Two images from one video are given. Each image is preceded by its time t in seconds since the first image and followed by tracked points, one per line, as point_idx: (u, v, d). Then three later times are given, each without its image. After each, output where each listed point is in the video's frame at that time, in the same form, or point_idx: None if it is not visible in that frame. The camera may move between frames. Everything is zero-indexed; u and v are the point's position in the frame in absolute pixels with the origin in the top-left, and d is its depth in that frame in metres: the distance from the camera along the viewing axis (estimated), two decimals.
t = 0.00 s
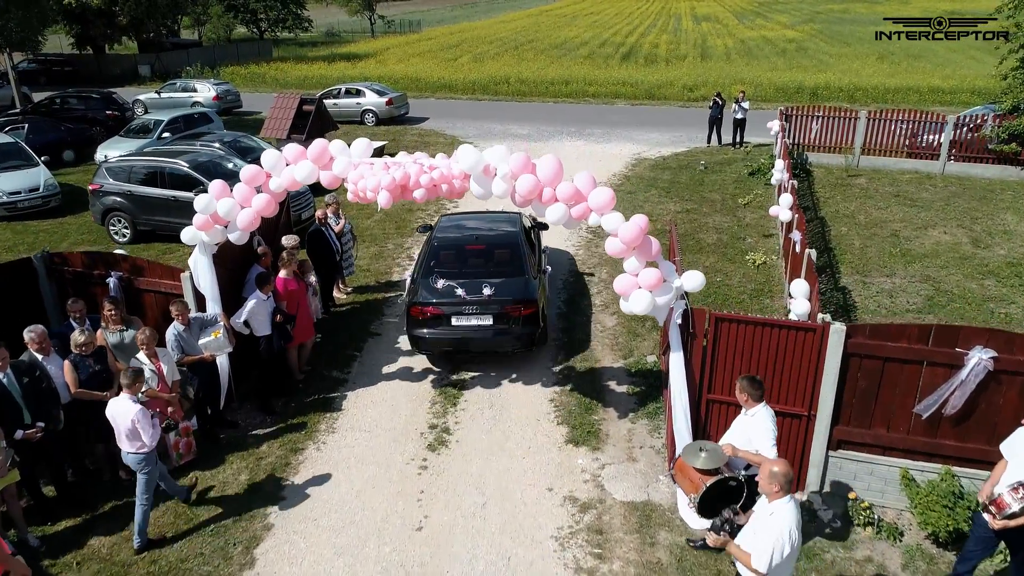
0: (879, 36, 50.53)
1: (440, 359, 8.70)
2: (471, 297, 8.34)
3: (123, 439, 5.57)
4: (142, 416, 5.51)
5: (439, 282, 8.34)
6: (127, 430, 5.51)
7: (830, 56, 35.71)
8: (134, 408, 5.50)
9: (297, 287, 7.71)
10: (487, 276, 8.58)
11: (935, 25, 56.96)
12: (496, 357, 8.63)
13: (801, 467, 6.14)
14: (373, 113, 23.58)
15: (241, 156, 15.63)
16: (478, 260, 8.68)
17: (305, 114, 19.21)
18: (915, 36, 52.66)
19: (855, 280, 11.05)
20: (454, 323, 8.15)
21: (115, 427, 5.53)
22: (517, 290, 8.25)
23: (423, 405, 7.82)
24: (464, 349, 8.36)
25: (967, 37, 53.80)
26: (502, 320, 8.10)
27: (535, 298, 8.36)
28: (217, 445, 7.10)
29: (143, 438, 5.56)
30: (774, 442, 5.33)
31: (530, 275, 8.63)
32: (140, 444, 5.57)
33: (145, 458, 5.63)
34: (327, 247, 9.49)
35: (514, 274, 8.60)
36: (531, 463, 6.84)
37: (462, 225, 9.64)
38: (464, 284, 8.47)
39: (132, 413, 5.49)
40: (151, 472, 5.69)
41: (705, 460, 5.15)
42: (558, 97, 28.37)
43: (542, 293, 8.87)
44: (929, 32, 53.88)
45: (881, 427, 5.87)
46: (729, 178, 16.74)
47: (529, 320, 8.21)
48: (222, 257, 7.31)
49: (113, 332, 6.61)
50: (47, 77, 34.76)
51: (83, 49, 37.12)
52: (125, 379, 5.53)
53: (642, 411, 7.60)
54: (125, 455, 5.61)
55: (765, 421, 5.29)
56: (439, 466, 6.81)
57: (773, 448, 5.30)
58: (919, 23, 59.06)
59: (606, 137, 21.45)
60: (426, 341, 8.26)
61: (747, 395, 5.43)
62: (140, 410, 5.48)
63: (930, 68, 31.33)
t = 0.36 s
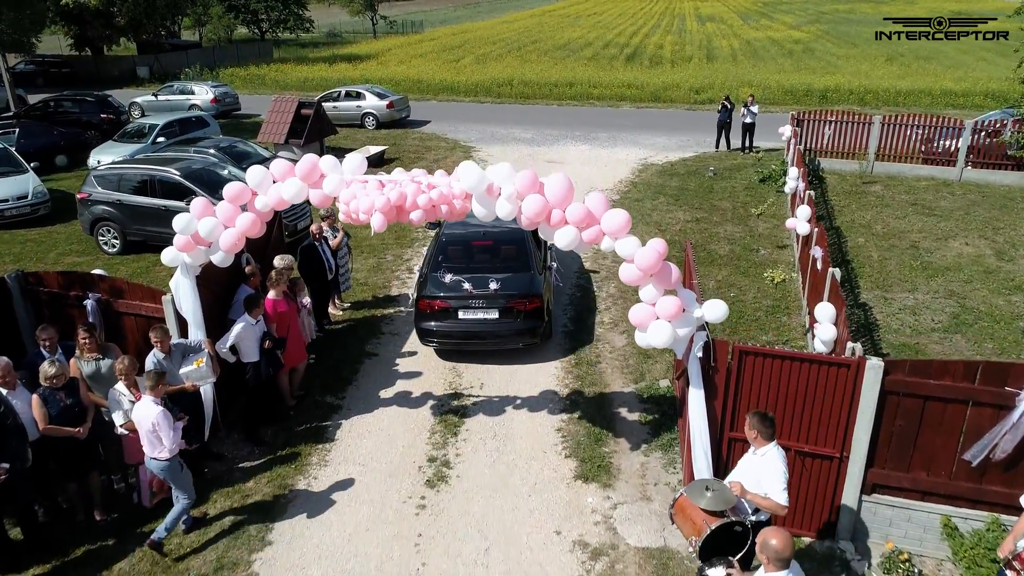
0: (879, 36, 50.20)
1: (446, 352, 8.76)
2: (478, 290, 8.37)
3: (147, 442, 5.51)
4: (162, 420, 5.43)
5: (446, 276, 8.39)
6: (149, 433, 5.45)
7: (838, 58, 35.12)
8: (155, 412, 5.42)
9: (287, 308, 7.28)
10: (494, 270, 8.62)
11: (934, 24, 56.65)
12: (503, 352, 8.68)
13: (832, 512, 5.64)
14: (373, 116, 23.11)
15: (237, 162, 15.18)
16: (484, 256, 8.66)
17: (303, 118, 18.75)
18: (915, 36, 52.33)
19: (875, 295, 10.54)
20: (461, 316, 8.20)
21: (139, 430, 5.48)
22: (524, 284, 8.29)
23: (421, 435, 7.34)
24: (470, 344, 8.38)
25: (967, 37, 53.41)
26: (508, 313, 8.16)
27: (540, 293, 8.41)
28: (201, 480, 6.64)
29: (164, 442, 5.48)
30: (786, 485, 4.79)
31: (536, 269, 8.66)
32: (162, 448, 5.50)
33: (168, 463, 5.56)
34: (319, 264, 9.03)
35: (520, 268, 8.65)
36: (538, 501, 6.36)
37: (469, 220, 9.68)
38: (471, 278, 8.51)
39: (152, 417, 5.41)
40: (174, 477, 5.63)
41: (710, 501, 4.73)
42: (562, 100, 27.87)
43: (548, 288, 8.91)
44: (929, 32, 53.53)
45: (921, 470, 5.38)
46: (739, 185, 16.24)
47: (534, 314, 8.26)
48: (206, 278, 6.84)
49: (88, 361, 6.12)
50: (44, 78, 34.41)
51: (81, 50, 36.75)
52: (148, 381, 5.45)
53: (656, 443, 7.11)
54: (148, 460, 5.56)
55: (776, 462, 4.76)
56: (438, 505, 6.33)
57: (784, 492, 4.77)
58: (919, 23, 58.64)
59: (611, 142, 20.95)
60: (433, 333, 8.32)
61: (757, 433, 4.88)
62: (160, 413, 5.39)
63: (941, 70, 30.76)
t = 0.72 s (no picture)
0: (882, 36, 49.90)
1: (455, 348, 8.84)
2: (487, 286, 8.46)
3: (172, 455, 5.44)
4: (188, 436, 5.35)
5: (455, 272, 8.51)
6: (174, 447, 5.38)
7: (848, 60, 34.53)
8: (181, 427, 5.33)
9: (279, 332, 6.81)
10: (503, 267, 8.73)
11: (934, 25, 56.36)
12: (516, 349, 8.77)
13: (872, 566, 5.13)
14: (376, 120, 22.66)
15: (235, 169, 14.74)
16: (493, 254, 8.77)
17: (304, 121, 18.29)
18: (917, 36, 51.95)
19: (901, 312, 10.01)
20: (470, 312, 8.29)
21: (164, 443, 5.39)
22: (531, 280, 8.39)
23: (422, 469, 6.86)
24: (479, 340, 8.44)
25: (969, 36, 53.02)
26: (516, 309, 8.27)
27: (548, 290, 8.51)
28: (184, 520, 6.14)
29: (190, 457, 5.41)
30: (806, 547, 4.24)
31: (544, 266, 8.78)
32: (188, 462, 5.43)
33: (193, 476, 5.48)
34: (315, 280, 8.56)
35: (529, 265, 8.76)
36: (547, 547, 5.86)
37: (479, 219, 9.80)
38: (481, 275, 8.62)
39: (178, 433, 5.31)
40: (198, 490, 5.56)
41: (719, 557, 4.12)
42: (569, 102, 27.38)
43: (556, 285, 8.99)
44: (930, 32, 53.17)
45: (972, 523, 4.86)
46: (752, 192, 15.72)
47: (542, 311, 8.34)
48: (191, 301, 6.36)
49: (61, 394, 5.63)
50: (44, 79, 34.08)
51: (82, 50, 36.41)
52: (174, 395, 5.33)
53: (674, 479, 6.61)
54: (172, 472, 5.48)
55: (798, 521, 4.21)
56: (440, 550, 5.85)
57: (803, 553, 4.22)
58: (918, 23, 58.25)
59: (620, 146, 20.44)
60: (442, 329, 8.42)
61: (778, 486, 4.31)
62: (187, 429, 5.30)
63: (955, 72, 30.17)
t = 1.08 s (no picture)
0: (889, 37, 49.50)
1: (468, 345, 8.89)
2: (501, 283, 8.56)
3: (212, 463, 5.35)
4: (230, 441, 5.29)
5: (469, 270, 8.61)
6: (217, 454, 5.31)
7: (867, 62, 33.78)
8: (222, 432, 5.26)
9: (273, 358, 6.36)
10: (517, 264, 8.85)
11: (937, 25, 56.18)
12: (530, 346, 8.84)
13: None
14: (384, 122, 22.24)
15: (238, 174, 14.33)
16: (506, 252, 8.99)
17: (310, 125, 17.88)
18: (921, 36, 51.78)
19: (935, 332, 9.45)
20: (484, 306, 8.37)
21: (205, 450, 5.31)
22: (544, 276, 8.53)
23: (426, 506, 6.38)
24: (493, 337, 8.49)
25: (969, 37, 52.49)
26: (528, 305, 8.37)
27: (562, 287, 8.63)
28: (168, 564, 5.60)
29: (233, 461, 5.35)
30: None
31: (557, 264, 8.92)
32: (231, 467, 5.36)
33: (232, 483, 5.40)
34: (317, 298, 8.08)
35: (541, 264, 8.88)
36: None
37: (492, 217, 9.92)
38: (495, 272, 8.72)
39: (221, 438, 5.24)
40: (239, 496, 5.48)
41: None
42: (581, 105, 26.88)
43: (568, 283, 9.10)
44: (934, 32, 52.85)
45: None
46: (772, 200, 15.17)
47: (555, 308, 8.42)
48: (178, 326, 5.92)
49: (33, 430, 5.18)
50: (52, 80, 33.98)
51: (91, 51, 36.28)
52: (210, 402, 5.25)
53: (697, 521, 6.10)
54: (212, 481, 5.38)
55: None
56: None
57: None
58: (918, 22, 58.01)
59: (633, 150, 19.91)
60: (455, 325, 8.48)
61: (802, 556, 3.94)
62: (230, 434, 5.23)
63: (976, 74, 29.45)
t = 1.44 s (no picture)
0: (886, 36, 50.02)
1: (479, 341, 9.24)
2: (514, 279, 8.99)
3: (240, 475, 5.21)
4: (255, 455, 5.12)
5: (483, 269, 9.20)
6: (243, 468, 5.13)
7: (883, 63, 33.12)
8: (247, 447, 5.10)
9: (260, 389, 5.89)
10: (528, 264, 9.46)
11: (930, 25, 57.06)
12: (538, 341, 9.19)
13: None
14: (391, 126, 21.79)
15: (239, 181, 13.90)
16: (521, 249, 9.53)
17: (314, 128, 17.44)
18: (917, 36, 52.41)
19: (970, 355, 8.87)
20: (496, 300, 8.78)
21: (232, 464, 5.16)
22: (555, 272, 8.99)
23: (425, 549, 5.89)
24: (504, 334, 8.65)
25: (967, 37, 54.25)
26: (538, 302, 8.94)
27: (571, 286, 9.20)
28: None
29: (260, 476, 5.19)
30: None
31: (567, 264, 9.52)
32: (257, 482, 5.19)
33: (261, 495, 5.26)
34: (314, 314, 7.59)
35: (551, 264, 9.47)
36: None
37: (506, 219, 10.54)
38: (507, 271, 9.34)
39: (246, 454, 5.08)
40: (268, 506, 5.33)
41: None
42: (592, 107, 26.35)
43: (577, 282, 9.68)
44: (929, 31, 53.90)
45: None
46: (791, 208, 14.59)
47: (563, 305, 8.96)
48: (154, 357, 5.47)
49: None
50: (58, 81, 33.82)
51: (98, 52, 36.08)
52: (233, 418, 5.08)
53: (720, 572, 5.57)
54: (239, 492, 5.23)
55: None
56: None
57: None
58: (926, 23, 57.53)
59: (645, 155, 19.36)
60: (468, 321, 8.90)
61: None
62: (255, 448, 5.07)
63: (997, 77, 28.73)
